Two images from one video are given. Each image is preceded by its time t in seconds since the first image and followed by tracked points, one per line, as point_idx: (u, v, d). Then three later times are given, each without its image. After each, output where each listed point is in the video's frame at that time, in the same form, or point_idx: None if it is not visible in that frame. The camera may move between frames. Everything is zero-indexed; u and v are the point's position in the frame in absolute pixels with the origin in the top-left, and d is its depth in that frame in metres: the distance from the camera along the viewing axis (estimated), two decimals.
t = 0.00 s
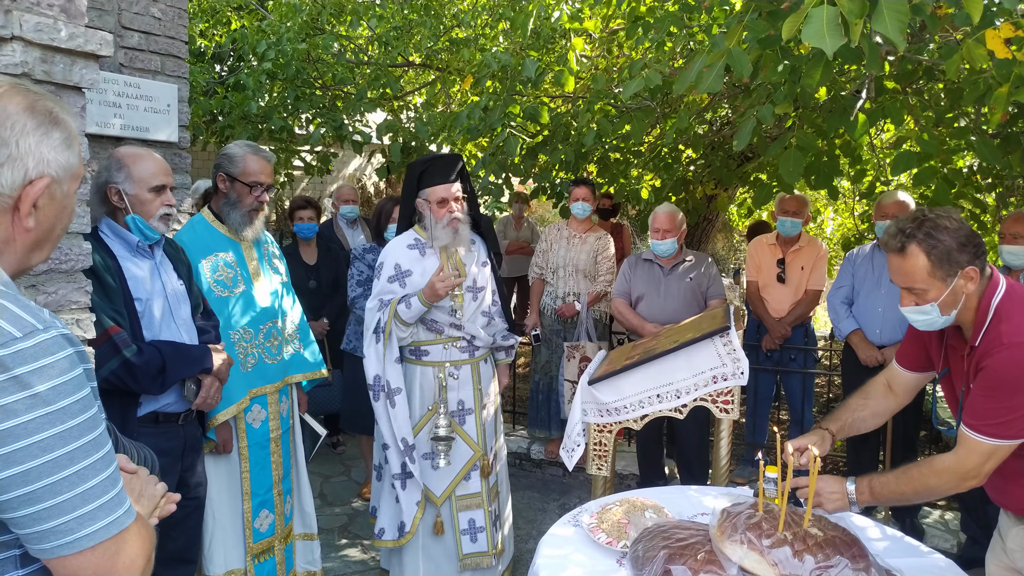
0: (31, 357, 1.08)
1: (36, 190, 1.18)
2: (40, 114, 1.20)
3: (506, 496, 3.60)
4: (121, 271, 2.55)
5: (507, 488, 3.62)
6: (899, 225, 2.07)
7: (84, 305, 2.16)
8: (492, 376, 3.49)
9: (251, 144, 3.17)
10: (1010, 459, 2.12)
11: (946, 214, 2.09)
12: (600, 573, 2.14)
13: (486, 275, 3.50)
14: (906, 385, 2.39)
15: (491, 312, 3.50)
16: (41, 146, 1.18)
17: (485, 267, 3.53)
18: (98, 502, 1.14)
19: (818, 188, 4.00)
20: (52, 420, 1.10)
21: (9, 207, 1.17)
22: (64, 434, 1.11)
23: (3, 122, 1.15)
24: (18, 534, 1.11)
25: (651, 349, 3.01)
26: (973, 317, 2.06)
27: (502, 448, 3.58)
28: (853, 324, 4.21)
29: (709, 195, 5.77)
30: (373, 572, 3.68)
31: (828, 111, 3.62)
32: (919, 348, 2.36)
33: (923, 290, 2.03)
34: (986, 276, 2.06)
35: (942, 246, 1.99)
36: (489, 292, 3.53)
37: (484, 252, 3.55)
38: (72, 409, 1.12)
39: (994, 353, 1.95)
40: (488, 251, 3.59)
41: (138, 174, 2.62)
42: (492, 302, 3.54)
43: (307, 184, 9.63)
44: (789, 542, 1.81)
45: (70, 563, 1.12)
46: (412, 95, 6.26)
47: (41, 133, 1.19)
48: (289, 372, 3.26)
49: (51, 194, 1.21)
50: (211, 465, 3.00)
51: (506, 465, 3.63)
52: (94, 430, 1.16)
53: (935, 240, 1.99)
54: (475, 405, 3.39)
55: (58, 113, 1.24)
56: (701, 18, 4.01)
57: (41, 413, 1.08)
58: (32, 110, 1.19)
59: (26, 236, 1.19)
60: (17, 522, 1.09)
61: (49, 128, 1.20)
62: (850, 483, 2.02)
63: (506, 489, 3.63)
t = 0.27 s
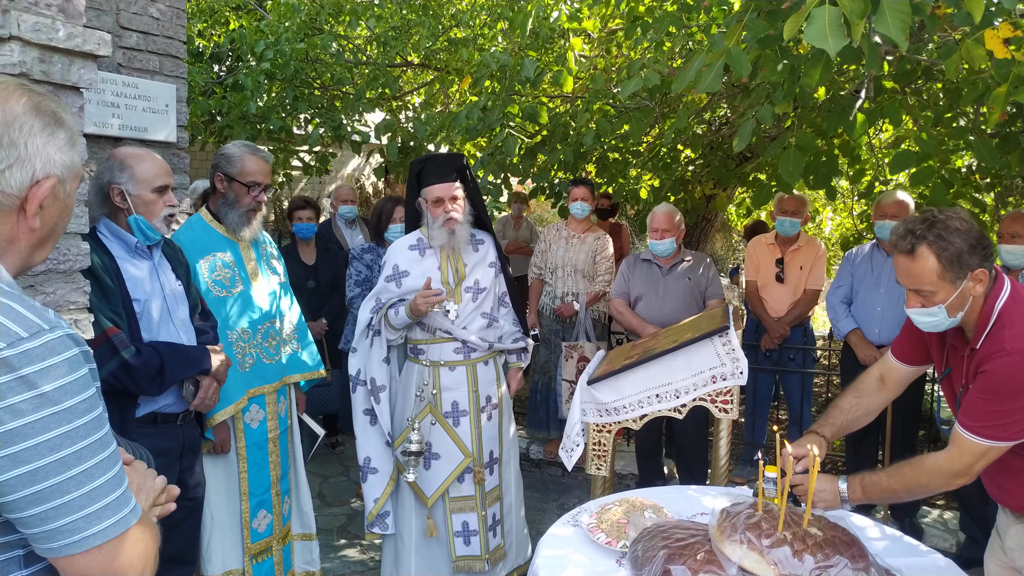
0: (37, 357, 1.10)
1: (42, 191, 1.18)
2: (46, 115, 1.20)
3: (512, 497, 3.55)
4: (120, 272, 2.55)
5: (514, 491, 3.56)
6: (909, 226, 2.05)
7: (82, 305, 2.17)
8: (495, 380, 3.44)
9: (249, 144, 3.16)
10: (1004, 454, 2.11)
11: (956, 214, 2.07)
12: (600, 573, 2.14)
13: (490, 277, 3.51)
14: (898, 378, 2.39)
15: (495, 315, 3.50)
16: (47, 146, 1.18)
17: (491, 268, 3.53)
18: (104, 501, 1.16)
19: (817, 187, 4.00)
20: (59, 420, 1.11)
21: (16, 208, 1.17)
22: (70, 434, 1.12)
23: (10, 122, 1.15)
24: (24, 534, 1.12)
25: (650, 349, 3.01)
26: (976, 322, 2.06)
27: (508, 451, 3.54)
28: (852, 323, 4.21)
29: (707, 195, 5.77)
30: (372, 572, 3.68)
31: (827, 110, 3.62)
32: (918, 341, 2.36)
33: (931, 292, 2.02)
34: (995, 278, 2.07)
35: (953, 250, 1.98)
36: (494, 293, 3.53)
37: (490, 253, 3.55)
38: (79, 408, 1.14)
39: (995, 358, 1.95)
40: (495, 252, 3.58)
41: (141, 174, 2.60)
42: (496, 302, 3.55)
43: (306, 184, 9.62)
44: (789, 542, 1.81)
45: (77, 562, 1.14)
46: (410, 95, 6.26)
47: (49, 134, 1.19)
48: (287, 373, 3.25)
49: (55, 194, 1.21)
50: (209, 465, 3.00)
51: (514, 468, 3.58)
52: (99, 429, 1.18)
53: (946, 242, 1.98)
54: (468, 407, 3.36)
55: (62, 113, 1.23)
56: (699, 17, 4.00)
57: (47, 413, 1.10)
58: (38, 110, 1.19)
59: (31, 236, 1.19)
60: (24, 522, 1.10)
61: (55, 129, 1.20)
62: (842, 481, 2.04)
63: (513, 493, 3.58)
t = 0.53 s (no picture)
0: (32, 349, 1.09)
1: (36, 183, 1.17)
2: (38, 107, 1.18)
3: (520, 509, 3.47)
4: (115, 269, 2.53)
5: (524, 502, 3.49)
6: (912, 220, 2.04)
7: (78, 303, 2.16)
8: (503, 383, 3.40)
9: (245, 141, 3.17)
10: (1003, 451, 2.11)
11: (960, 208, 2.05)
12: (599, 571, 2.13)
13: (508, 279, 3.46)
14: (900, 378, 2.36)
15: (510, 319, 3.44)
16: (41, 139, 1.17)
17: (514, 271, 3.49)
18: (112, 489, 1.15)
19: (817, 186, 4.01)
20: (58, 411, 1.10)
21: (10, 201, 1.16)
22: (70, 425, 1.12)
23: (3, 114, 1.13)
24: (32, 526, 1.11)
25: (649, 347, 3.01)
26: (978, 317, 2.05)
27: (521, 459, 3.48)
28: (852, 322, 4.20)
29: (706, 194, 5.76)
30: (371, 571, 3.66)
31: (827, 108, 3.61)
32: (920, 336, 2.35)
33: (933, 287, 2.00)
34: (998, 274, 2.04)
35: (956, 244, 1.97)
36: (515, 296, 3.48)
37: (516, 256, 3.51)
38: (78, 399, 1.13)
39: (995, 356, 1.95)
40: (522, 255, 3.53)
41: (136, 171, 2.60)
42: (516, 306, 3.48)
43: (304, 183, 9.60)
44: (790, 540, 1.80)
45: (91, 552, 1.13)
46: (409, 94, 6.24)
47: (41, 126, 1.18)
48: (282, 372, 3.23)
49: (50, 187, 1.19)
50: (206, 464, 2.99)
51: (529, 478, 3.51)
52: (100, 418, 1.17)
53: (950, 237, 1.97)
54: (470, 408, 3.36)
55: (55, 105, 1.22)
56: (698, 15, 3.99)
57: (46, 404, 1.09)
58: (30, 102, 1.18)
59: (26, 230, 1.18)
60: (32, 514, 1.09)
61: (48, 121, 1.19)
62: (844, 483, 2.01)
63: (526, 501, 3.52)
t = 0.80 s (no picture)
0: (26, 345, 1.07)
1: (29, 179, 1.16)
2: (31, 102, 1.17)
3: (530, 513, 3.44)
4: (109, 269, 2.52)
5: (532, 506, 3.45)
6: (913, 214, 2.02)
7: (73, 302, 2.15)
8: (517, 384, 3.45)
9: (241, 140, 3.13)
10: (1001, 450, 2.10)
11: (961, 204, 2.04)
12: (597, 570, 2.13)
13: (531, 284, 3.48)
14: (895, 375, 2.36)
15: (529, 322, 3.45)
16: (34, 134, 1.15)
17: (538, 277, 3.49)
18: (107, 488, 1.14)
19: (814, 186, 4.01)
20: (52, 409, 1.09)
21: (4, 197, 1.15)
22: (65, 422, 1.10)
23: None
24: (24, 526, 1.10)
25: (647, 346, 3.00)
26: (976, 316, 2.04)
27: (534, 463, 3.47)
28: (850, 321, 4.19)
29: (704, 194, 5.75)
30: (368, 571, 3.65)
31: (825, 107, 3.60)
32: (915, 333, 2.34)
33: (932, 283, 2.00)
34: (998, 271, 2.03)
35: (955, 241, 1.96)
36: (540, 300, 3.48)
37: (544, 262, 3.50)
38: (72, 396, 1.12)
39: (994, 354, 1.93)
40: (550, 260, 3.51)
41: (133, 171, 2.57)
42: (539, 312, 3.47)
43: (301, 183, 9.58)
44: (788, 539, 1.79)
45: (84, 552, 1.12)
46: (406, 93, 6.23)
47: (34, 122, 1.16)
48: (277, 372, 3.22)
49: (44, 183, 1.18)
50: (201, 464, 2.97)
51: (541, 483, 3.49)
52: (95, 415, 1.16)
53: (950, 232, 1.96)
54: (482, 404, 3.47)
55: (49, 100, 1.20)
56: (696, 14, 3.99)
57: (40, 402, 1.08)
58: (22, 97, 1.16)
59: (20, 227, 1.17)
60: (26, 513, 1.08)
61: (42, 116, 1.17)
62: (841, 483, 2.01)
63: (539, 507, 3.50)
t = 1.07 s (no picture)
0: (20, 347, 1.10)
1: (19, 174, 1.14)
2: (19, 96, 1.15)
3: (524, 507, 3.44)
4: (103, 267, 2.50)
5: (526, 500, 3.46)
6: (910, 213, 2.02)
7: (65, 301, 2.15)
8: (516, 378, 3.47)
9: (236, 137, 3.11)
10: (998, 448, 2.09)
11: (958, 202, 2.03)
12: (594, 571, 2.11)
13: (533, 280, 3.47)
14: (892, 373, 2.35)
15: (529, 318, 3.44)
16: (23, 128, 1.14)
17: (541, 273, 3.48)
18: (91, 494, 1.17)
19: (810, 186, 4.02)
20: (43, 412, 1.12)
21: None
22: (55, 426, 1.13)
23: None
24: (7, 529, 1.13)
25: (644, 345, 2.99)
26: (973, 311, 2.03)
27: (532, 459, 3.46)
28: (847, 320, 4.18)
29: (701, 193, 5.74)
30: (364, 571, 3.63)
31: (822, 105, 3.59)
32: (913, 331, 2.34)
33: (930, 281, 2.00)
34: (995, 268, 2.03)
35: (952, 237, 1.96)
36: (541, 297, 3.46)
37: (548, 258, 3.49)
38: (62, 400, 1.14)
39: (991, 351, 1.92)
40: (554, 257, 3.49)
41: (128, 168, 2.55)
42: (539, 309, 3.46)
43: (298, 183, 9.55)
44: (786, 539, 1.78)
45: (62, 559, 1.14)
46: (403, 92, 6.22)
47: (24, 116, 1.14)
48: (271, 372, 3.20)
49: (33, 178, 1.17)
50: (195, 463, 2.96)
51: (539, 478, 3.49)
52: (83, 421, 1.19)
53: (947, 230, 1.95)
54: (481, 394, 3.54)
55: (38, 95, 1.19)
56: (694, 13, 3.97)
57: (30, 405, 1.10)
58: (10, 91, 1.14)
59: (10, 222, 1.15)
60: (10, 515, 1.11)
61: (30, 111, 1.16)
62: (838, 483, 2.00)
63: (538, 502, 3.51)
